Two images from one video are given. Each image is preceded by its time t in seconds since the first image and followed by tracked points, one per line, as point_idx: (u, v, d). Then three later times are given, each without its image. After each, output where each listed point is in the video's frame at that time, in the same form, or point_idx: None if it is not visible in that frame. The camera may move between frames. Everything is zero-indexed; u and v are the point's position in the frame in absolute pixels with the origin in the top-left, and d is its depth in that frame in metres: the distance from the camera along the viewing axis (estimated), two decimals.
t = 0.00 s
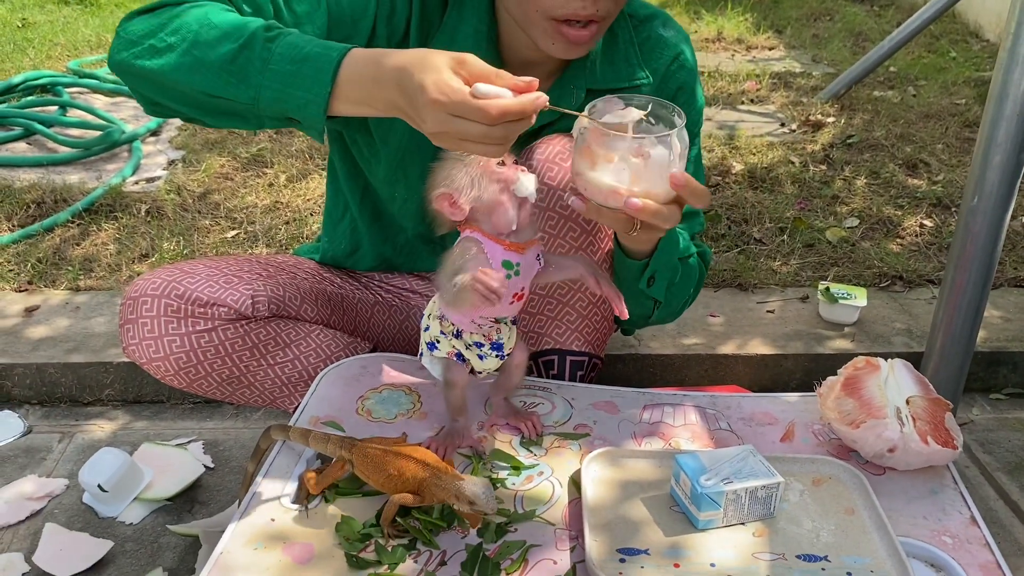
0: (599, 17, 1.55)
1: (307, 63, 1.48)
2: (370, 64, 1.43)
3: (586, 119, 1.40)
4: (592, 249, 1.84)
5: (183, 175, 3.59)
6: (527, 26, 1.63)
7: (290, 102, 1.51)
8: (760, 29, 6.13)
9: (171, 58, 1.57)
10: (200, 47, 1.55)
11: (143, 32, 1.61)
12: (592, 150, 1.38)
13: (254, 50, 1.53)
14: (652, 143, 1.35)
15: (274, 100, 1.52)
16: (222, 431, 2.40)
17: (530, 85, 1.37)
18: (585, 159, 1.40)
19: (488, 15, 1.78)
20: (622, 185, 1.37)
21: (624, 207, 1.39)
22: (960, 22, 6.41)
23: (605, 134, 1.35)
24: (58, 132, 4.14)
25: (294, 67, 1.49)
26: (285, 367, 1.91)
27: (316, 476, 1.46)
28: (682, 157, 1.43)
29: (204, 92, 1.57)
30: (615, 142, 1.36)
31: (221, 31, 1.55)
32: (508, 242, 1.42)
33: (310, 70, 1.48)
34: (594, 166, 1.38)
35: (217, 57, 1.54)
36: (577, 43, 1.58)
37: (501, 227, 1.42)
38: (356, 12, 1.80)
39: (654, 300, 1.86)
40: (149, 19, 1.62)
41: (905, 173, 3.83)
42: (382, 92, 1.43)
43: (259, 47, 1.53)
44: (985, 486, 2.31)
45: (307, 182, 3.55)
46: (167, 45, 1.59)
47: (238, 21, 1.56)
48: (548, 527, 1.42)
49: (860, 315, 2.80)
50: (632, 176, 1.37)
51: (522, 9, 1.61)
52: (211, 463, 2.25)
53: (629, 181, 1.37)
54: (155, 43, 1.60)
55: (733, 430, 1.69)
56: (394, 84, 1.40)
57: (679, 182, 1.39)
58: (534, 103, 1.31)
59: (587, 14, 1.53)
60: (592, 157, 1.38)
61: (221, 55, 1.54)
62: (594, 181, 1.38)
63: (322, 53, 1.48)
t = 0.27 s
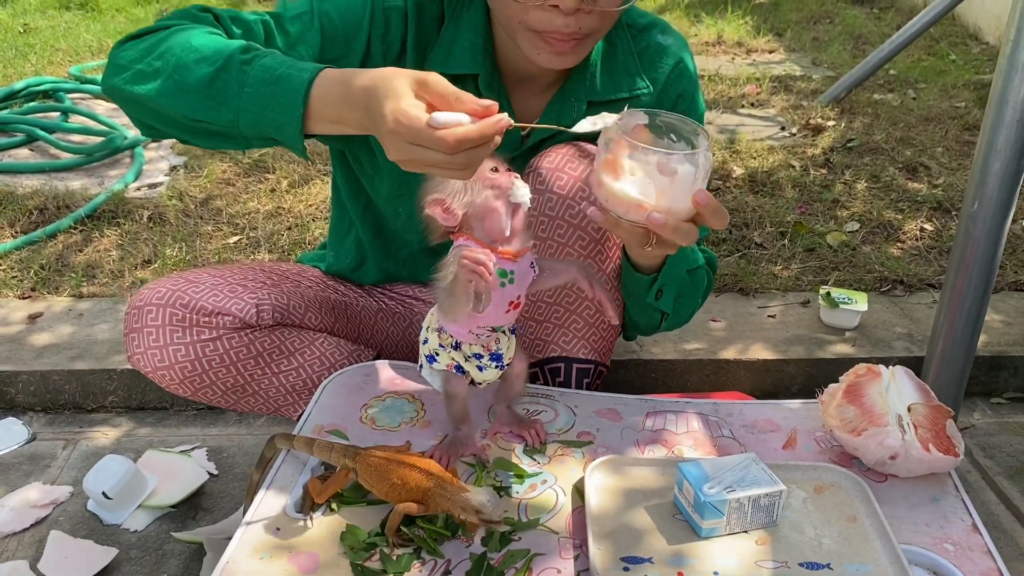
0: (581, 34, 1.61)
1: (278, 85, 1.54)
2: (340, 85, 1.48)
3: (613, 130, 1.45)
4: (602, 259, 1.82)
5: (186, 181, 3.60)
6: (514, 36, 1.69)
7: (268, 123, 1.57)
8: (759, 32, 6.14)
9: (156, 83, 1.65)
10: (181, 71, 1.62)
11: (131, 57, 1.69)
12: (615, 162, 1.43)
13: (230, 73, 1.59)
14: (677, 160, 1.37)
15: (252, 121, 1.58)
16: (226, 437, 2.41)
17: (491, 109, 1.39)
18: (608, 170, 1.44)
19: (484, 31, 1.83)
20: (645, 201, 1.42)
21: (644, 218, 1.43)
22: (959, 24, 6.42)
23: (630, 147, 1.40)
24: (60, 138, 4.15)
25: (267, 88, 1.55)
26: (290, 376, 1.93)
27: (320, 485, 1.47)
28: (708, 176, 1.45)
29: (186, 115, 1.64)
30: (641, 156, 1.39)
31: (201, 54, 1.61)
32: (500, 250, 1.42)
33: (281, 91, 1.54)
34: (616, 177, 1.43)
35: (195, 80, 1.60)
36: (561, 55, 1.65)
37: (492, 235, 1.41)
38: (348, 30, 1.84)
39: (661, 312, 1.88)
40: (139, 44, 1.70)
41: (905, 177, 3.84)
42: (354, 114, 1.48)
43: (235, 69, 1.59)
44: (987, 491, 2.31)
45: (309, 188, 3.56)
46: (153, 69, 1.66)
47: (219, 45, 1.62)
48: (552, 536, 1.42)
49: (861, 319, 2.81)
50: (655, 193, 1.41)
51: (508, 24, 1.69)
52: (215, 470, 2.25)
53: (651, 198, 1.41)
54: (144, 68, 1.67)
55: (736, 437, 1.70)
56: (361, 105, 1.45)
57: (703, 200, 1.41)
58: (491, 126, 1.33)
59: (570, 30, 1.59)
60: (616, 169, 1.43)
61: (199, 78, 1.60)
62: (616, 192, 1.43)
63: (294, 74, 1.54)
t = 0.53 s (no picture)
0: (557, 62, 1.64)
1: (229, 122, 1.57)
2: (287, 125, 1.52)
3: (671, 129, 1.45)
4: (605, 266, 1.85)
5: (187, 186, 3.62)
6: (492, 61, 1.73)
7: (220, 157, 1.59)
8: (758, 36, 6.16)
9: (122, 112, 1.68)
10: (143, 102, 1.64)
11: (106, 82, 1.73)
12: (673, 161, 1.43)
13: (188, 106, 1.61)
14: (744, 159, 1.38)
15: (207, 155, 1.60)
16: (228, 443, 2.42)
17: (423, 160, 1.44)
18: (665, 170, 1.44)
19: (471, 52, 1.84)
20: (706, 200, 1.41)
21: (704, 217, 1.43)
22: (957, 28, 6.44)
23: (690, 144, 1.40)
24: (61, 144, 4.17)
25: (220, 124, 1.57)
26: (292, 382, 1.94)
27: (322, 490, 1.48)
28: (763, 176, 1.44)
29: (148, 145, 1.67)
30: (708, 154, 1.39)
31: (163, 87, 1.63)
32: (486, 263, 1.42)
33: (233, 128, 1.56)
34: (675, 177, 1.43)
35: (155, 112, 1.62)
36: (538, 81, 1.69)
37: (477, 249, 1.41)
38: (329, 54, 1.86)
39: (677, 321, 1.93)
40: (114, 70, 1.74)
41: (904, 181, 3.86)
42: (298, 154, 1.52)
43: (193, 103, 1.61)
44: (984, 495, 2.32)
45: (309, 194, 3.57)
46: (122, 97, 1.69)
47: (182, 76, 1.65)
48: (552, 542, 1.44)
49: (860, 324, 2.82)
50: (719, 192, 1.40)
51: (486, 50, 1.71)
52: (217, 475, 2.27)
53: (714, 197, 1.40)
54: (115, 96, 1.70)
55: (734, 443, 1.71)
56: (303, 145, 1.49)
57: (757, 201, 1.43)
58: (421, 176, 1.37)
59: (546, 58, 1.62)
60: (674, 167, 1.43)
61: (159, 111, 1.62)
62: (675, 191, 1.43)
63: (246, 111, 1.56)
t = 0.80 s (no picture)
0: (536, 83, 1.66)
1: (202, 156, 1.58)
2: (256, 160, 1.53)
3: (678, 125, 1.48)
4: (602, 273, 1.86)
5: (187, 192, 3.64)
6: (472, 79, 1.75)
7: (194, 190, 1.60)
8: (756, 41, 6.19)
9: (104, 142, 1.70)
10: (122, 134, 1.66)
11: (92, 111, 1.76)
12: (681, 154, 1.46)
13: (164, 139, 1.62)
14: (752, 148, 1.40)
15: (182, 188, 1.62)
16: (228, 447, 2.44)
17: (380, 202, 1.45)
18: (674, 164, 1.47)
19: (456, 70, 1.87)
20: (717, 190, 1.43)
21: (715, 208, 1.44)
22: (955, 32, 6.47)
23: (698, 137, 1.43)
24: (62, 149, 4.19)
25: (194, 158, 1.59)
26: (292, 387, 1.96)
27: (322, 494, 1.50)
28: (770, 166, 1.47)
29: (128, 176, 1.69)
30: (716, 145, 1.42)
31: (140, 120, 1.65)
32: (489, 295, 1.44)
33: (206, 162, 1.58)
34: (684, 171, 1.46)
35: (133, 145, 1.64)
36: (517, 100, 1.72)
37: (478, 281, 1.43)
38: (312, 77, 1.89)
39: (682, 320, 1.95)
40: (100, 98, 1.77)
41: (901, 185, 3.88)
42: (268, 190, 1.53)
43: (169, 136, 1.62)
44: (981, 497, 2.33)
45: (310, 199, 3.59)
46: (104, 128, 1.72)
47: (160, 107, 1.66)
48: (549, 544, 1.45)
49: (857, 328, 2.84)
50: (729, 182, 1.42)
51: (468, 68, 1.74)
52: (218, 479, 2.28)
53: (724, 187, 1.42)
54: (99, 125, 1.73)
55: (730, 446, 1.73)
56: (272, 182, 1.51)
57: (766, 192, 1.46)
58: (378, 219, 1.39)
59: (526, 76, 1.64)
60: (684, 161, 1.46)
61: (136, 143, 1.64)
62: (685, 184, 1.45)
63: (219, 147, 1.58)
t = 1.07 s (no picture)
0: (530, 86, 1.67)
1: (203, 162, 1.60)
2: (255, 166, 1.55)
3: (672, 126, 1.50)
4: (600, 274, 1.88)
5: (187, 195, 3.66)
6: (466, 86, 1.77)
7: (193, 196, 1.62)
8: (754, 45, 6.22)
9: (101, 148, 1.72)
10: (120, 140, 1.67)
11: (88, 118, 1.78)
12: (675, 156, 1.48)
13: (163, 146, 1.64)
14: (745, 149, 1.41)
15: (180, 193, 1.64)
16: (227, 448, 2.45)
17: (385, 202, 1.50)
18: (668, 165, 1.49)
19: (450, 76, 1.89)
20: (710, 191, 1.44)
21: (709, 208, 1.46)
22: (952, 36, 6.49)
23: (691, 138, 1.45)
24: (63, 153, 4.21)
25: (193, 164, 1.61)
26: (291, 387, 1.98)
27: (318, 493, 1.52)
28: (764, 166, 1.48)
29: (125, 182, 1.70)
30: (709, 147, 1.43)
31: (139, 126, 1.66)
32: (502, 304, 1.46)
33: (207, 168, 1.60)
34: (678, 172, 1.48)
35: (131, 151, 1.66)
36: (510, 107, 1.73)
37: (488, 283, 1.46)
38: (306, 83, 1.89)
39: (678, 319, 1.97)
40: (96, 105, 1.78)
41: (897, 188, 3.89)
42: (266, 195, 1.55)
43: (168, 143, 1.64)
44: (975, 497, 2.33)
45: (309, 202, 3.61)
46: (101, 134, 1.73)
47: (157, 114, 1.68)
48: (544, 542, 1.47)
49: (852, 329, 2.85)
50: (722, 183, 1.43)
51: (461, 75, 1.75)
52: (216, 480, 2.29)
53: (718, 187, 1.44)
54: (95, 132, 1.75)
55: (724, 445, 1.75)
56: (272, 186, 1.53)
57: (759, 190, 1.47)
58: (385, 217, 1.43)
59: (520, 81, 1.65)
60: (678, 162, 1.47)
61: (135, 149, 1.66)
62: (679, 185, 1.47)
63: (219, 152, 1.60)
